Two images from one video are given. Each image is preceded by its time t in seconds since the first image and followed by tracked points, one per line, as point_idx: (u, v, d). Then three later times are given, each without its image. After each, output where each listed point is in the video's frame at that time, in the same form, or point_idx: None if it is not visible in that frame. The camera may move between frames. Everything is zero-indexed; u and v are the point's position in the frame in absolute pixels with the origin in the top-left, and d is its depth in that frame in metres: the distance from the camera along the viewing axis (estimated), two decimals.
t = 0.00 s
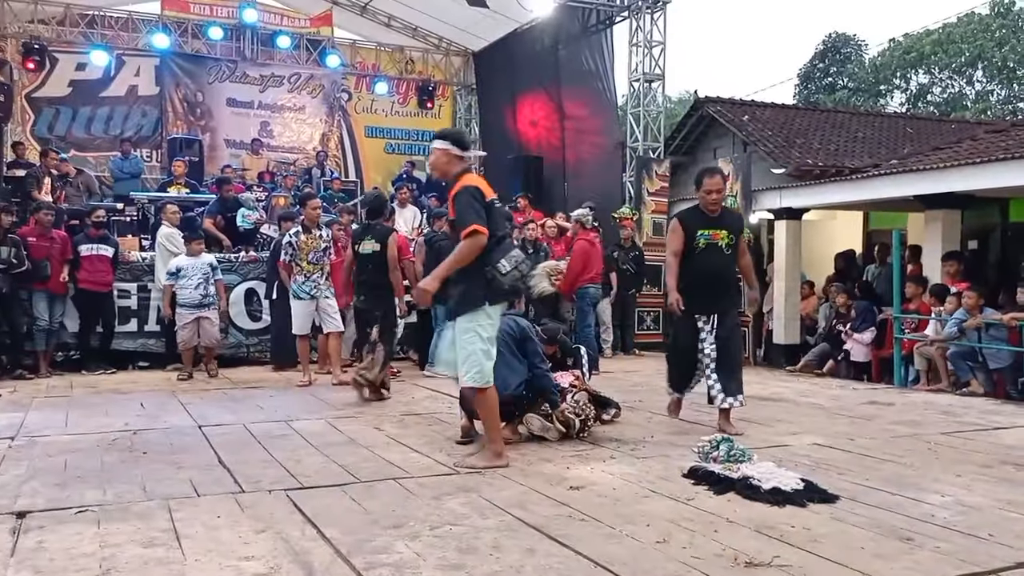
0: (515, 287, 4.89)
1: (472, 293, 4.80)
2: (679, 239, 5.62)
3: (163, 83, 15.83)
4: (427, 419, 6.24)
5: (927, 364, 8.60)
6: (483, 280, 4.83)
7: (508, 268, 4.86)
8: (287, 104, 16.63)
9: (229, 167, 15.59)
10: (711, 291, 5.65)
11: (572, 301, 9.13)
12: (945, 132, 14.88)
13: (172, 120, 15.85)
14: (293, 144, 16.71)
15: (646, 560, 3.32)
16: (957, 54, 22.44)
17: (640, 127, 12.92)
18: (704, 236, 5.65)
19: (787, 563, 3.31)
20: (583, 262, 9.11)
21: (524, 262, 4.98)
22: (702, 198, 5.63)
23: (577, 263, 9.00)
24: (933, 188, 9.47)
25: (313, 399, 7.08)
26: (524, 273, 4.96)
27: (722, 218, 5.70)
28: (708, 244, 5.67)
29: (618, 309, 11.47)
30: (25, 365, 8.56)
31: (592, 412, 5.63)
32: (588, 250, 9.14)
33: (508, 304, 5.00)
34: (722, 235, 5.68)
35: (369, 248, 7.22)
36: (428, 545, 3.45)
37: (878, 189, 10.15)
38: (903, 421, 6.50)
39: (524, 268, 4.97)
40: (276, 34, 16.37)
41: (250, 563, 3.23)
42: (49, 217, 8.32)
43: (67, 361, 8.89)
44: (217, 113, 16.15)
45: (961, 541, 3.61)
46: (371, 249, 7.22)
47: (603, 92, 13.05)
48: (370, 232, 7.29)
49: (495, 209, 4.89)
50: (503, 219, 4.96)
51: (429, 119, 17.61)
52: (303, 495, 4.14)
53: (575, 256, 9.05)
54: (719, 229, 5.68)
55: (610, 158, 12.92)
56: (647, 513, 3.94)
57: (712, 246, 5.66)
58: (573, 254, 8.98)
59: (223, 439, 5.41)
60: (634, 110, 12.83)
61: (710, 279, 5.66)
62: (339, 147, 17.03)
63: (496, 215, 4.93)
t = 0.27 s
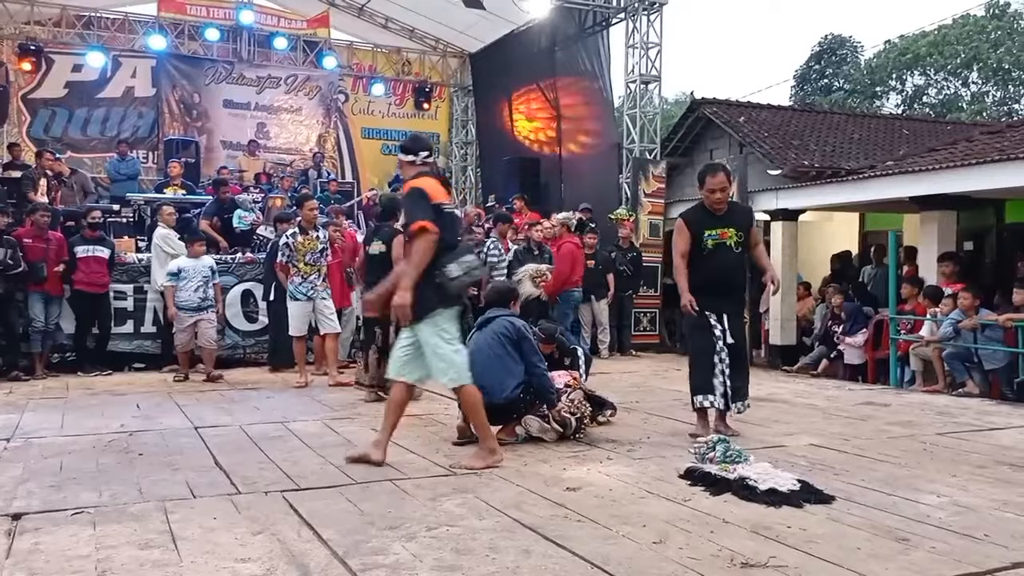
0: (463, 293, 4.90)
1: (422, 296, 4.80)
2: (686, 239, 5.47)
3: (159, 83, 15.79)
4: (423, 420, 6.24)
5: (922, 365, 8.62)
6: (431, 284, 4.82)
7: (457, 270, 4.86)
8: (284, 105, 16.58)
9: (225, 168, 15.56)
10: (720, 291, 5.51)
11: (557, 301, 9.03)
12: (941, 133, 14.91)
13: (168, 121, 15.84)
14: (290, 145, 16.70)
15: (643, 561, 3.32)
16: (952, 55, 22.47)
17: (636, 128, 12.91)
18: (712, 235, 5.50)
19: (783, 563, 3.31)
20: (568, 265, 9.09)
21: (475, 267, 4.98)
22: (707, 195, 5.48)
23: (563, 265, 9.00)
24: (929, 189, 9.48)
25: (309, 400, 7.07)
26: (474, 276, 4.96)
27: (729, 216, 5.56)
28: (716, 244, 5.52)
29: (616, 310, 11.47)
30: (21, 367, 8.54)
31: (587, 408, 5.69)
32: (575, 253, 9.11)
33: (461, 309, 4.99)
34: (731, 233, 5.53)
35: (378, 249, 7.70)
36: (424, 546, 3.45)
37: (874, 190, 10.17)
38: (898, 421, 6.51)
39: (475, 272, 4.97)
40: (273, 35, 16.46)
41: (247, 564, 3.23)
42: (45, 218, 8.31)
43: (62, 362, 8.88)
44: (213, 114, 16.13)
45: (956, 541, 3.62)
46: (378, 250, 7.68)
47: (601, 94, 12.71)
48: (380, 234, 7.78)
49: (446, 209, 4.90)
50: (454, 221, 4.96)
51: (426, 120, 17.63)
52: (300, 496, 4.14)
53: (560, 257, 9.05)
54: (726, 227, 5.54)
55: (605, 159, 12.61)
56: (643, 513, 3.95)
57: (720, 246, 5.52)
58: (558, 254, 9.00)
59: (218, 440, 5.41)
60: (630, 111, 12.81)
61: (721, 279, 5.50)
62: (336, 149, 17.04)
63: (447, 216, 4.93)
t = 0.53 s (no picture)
0: (393, 285, 4.78)
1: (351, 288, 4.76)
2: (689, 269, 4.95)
3: (157, 83, 15.72)
4: (422, 420, 6.24)
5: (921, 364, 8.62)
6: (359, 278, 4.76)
7: (383, 265, 4.77)
8: (282, 105, 16.55)
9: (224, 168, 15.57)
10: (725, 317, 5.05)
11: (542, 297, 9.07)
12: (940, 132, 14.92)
13: (166, 121, 15.73)
14: (289, 145, 16.67)
15: (642, 561, 3.32)
16: (950, 54, 22.49)
17: (635, 127, 12.94)
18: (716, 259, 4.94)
19: (782, 562, 3.32)
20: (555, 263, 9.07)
21: (407, 262, 4.85)
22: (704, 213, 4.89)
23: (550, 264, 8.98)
24: (928, 188, 9.49)
25: (308, 400, 7.07)
26: (405, 271, 4.83)
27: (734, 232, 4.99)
28: (723, 267, 4.98)
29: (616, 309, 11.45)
30: (19, 367, 8.53)
31: (586, 406, 5.68)
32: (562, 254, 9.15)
33: (395, 303, 4.87)
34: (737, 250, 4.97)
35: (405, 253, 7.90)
36: (424, 546, 3.45)
37: (873, 189, 10.18)
38: (897, 420, 6.52)
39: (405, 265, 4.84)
40: (271, 35, 16.51)
41: (246, 565, 3.22)
42: (44, 218, 8.30)
43: (61, 362, 8.88)
44: (213, 115, 16.07)
45: (956, 540, 3.63)
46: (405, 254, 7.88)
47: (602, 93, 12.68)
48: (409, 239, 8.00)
49: (387, 204, 4.83)
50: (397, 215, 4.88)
51: (424, 119, 17.62)
52: (299, 496, 4.14)
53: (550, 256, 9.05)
54: (731, 247, 4.97)
55: (604, 158, 12.66)
56: (642, 513, 3.95)
57: (727, 268, 4.99)
58: (547, 253, 9.04)
59: (217, 441, 5.40)
60: (629, 111, 12.83)
61: (729, 300, 5.03)
62: (334, 149, 17.03)
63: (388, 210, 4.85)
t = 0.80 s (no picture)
0: (337, 294, 4.68)
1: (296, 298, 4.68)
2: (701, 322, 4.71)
3: (154, 84, 15.73)
4: (420, 421, 6.24)
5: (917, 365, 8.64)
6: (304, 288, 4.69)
7: (327, 273, 4.66)
8: (280, 106, 16.56)
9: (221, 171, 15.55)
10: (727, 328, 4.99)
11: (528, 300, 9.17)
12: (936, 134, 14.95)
13: (165, 122, 15.77)
14: (286, 147, 16.66)
15: (639, 562, 3.33)
16: (947, 56, 22.53)
17: (632, 130, 12.99)
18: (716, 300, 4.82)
19: (779, 563, 3.32)
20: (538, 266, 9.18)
21: (352, 271, 4.74)
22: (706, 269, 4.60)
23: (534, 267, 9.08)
24: (925, 190, 9.51)
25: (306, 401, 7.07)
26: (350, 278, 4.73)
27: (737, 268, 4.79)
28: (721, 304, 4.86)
29: (615, 310, 11.45)
30: (16, 369, 8.51)
31: (583, 406, 5.69)
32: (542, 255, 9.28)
33: (344, 311, 4.76)
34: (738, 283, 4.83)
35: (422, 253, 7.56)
36: (421, 548, 3.45)
37: (870, 191, 10.20)
38: (894, 422, 6.53)
39: (350, 273, 4.74)
40: (268, 37, 16.52)
41: (243, 566, 3.22)
42: (40, 220, 8.33)
43: (58, 364, 8.86)
44: (210, 117, 16.08)
45: (952, 541, 3.63)
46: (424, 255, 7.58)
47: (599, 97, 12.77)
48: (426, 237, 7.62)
49: (331, 209, 4.73)
50: (343, 222, 4.79)
51: (422, 121, 17.63)
52: (296, 498, 4.14)
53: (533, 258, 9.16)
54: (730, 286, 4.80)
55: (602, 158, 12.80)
56: (639, 514, 3.95)
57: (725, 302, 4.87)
58: (530, 255, 9.14)
59: (215, 442, 5.40)
60: (626, 113, 12.86)
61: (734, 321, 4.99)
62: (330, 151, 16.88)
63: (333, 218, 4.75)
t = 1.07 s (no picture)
0: (274, 290, 4.77)
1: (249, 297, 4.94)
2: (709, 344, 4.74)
3: (157, 86, 15.72)
4: (423, 423, 6.24)
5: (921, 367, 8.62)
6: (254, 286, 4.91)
7: (264, 269, 4.81)
8: (282, 108, 16.51)
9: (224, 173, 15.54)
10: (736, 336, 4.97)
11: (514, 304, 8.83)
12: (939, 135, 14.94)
13: (166, 123, 15.75)
14: (287, 149, 16.57)
15: (642, 563, 3.32)
16: (950, 57, 22.51)
17: (635, 131, 12.99)
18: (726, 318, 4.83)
19: (783, 565, 3.31)
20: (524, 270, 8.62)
21: (290, 266, 4.79)
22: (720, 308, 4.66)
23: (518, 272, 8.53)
24: (928, 191, 9.50)
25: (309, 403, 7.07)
26: (285, 274, 4.77)
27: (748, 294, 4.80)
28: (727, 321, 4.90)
29: (618, 312, 11.43)
30: (19, 370, 8.53)
31: (587, 407, 5.68)
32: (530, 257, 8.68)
33: (288, 306, 4.83)
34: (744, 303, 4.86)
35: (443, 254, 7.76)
36: (424, 549, 3.45)
37: (873, 192, 10.19)
38: (897, 423, 6.52)
39: (286, 268, 4.78)
40: (270, 38, 16.63)
41: (246, 567, 3.22)
42: (44, 221, 8.36)
43: (61, 365, 8.88)
44: (212, 118, 16.05)
45: (956, 543, 3.62)
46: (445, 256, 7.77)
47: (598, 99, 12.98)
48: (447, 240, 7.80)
49: (271, 210, 4.91)
50: (288, 221, 4.90)
51: (426, 123, 17.63)
52: (299, 499, 4.14)
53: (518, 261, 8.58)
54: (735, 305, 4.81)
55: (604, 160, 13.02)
56: (642, 516, 3.95)
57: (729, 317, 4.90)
58: (514, 258, 8.57)
59: (217, 443, 5.40)
60: (628, 114, 12.88)
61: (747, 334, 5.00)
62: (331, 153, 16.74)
63: (276, 218, 4.91)
